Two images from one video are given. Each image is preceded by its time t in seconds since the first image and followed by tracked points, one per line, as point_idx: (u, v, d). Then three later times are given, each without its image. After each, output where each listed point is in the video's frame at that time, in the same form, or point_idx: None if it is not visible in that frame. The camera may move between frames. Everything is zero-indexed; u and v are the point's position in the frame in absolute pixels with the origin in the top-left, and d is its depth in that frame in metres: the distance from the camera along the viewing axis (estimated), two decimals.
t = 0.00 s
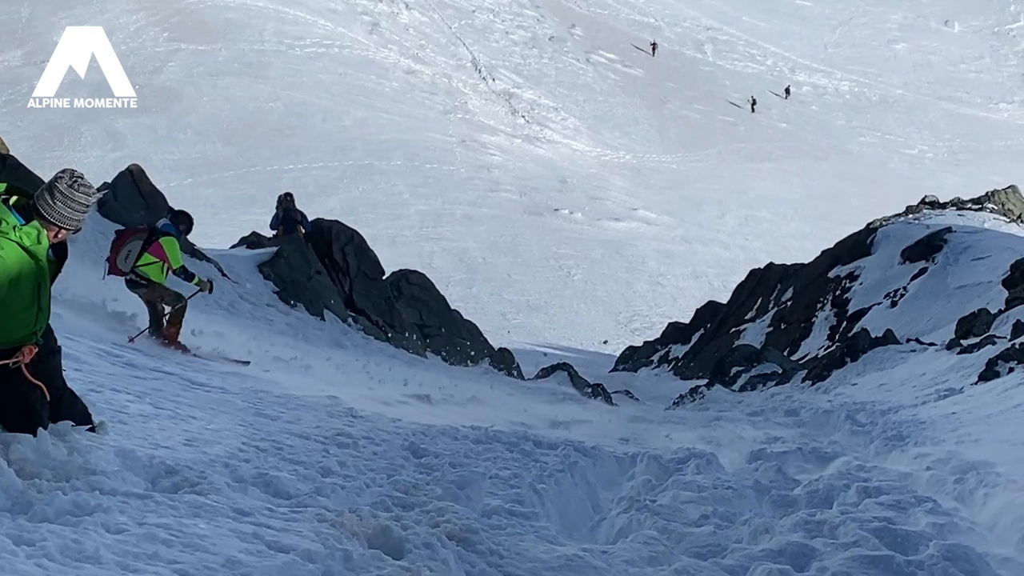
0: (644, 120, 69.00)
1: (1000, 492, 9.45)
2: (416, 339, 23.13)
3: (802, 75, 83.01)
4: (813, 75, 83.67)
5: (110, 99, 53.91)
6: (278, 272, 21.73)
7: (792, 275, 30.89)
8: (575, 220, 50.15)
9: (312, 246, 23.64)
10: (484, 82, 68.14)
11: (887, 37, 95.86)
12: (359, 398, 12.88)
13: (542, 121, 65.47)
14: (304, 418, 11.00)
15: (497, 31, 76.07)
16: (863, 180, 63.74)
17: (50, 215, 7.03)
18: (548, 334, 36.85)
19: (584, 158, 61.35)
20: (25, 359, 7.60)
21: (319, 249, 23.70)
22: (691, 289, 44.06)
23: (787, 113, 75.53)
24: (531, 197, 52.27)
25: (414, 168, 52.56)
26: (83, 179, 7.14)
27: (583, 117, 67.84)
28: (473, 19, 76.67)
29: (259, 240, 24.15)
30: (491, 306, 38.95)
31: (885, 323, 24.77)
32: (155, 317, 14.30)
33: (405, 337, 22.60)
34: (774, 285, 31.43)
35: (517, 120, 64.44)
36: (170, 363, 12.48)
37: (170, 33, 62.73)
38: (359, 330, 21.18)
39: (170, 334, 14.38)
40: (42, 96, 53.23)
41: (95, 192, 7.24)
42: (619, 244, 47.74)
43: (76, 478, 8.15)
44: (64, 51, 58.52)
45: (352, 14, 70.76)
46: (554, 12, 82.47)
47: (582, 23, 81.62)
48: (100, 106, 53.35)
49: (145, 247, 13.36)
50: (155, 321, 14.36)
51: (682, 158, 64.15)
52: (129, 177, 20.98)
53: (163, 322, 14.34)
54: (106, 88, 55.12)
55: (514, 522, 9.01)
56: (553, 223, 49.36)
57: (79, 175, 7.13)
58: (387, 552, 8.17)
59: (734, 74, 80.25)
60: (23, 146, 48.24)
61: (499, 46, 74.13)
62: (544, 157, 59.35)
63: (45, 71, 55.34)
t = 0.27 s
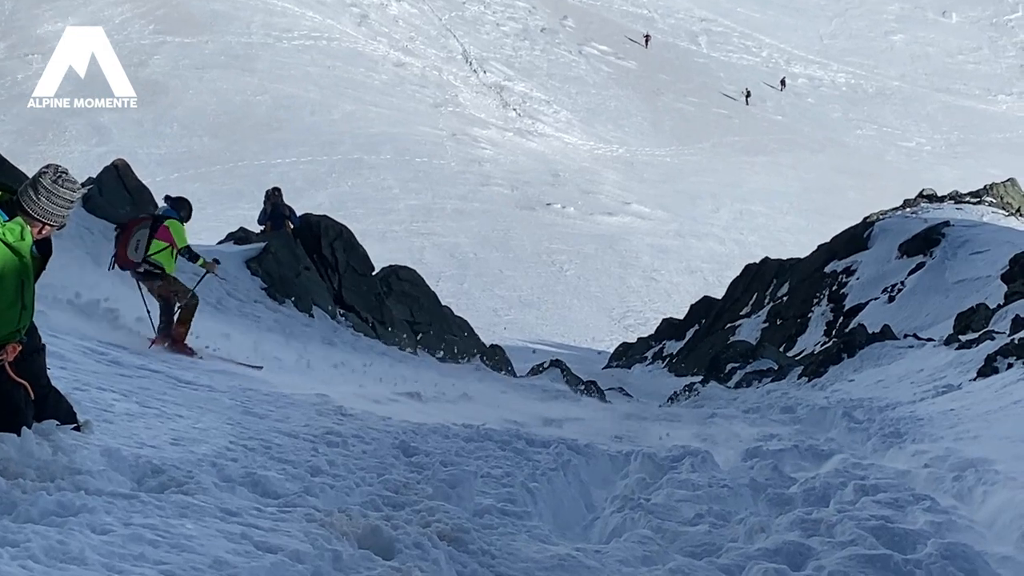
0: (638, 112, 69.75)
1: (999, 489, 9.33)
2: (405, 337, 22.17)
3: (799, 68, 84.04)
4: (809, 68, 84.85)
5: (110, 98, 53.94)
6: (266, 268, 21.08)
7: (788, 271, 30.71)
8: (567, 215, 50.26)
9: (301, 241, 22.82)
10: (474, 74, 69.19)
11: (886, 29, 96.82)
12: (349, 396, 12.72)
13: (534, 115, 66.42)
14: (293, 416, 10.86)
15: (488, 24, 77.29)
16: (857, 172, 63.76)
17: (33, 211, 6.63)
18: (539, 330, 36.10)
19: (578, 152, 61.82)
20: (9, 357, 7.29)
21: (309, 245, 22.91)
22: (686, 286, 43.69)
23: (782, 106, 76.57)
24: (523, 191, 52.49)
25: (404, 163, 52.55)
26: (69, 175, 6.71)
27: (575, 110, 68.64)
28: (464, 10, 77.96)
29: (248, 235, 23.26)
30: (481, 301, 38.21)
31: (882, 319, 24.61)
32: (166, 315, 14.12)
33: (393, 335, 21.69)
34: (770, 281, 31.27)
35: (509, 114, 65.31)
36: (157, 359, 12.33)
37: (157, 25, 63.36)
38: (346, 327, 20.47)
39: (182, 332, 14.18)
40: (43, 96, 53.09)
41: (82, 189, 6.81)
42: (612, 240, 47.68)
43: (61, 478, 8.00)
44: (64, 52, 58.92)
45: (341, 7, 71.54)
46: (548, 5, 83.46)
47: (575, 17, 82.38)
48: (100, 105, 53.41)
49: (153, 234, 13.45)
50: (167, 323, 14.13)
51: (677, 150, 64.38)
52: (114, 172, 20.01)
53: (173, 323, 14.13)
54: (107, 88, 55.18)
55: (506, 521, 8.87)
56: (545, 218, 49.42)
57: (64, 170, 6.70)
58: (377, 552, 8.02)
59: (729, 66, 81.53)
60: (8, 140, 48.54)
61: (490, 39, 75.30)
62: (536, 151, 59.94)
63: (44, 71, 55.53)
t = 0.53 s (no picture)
0: (630, 104, 70.74)
1: (996, 486, 9.21)
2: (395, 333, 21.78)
3: (793, 58, 84.57)
4: (804, 58, 85.35)
5: (110, 98, 53.69)
6: (252, 263, 20.34)
7: (782, 265, 30.53)
8: (558, 208, 51.30)
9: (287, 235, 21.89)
10: (464, 66, 69.94)
11: (880, 19, 97.12)
12: (338, 393, 12.56)
13: (524, 107, 67.25)
14: (280, 414, 10.71)
15: (477, 14, 77.96)
16: (850, 164, 65.69)
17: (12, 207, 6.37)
18: (531, 326, 36.57)
19: (569, 145, 63.15)
20: None
21: (294, 237, 22.00)
22: (678, 280, 44.29)
23: (775, 97, 76.79)
24: (514, 184, 53.58)
25: (392, 156, 53.65)
26: (50, 170, 6.52)
27: (566, 102, 69.44)
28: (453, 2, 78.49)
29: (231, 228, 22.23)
30: (472, 297, 38.79)
31: (878, 314, 24.48)
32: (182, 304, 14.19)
33: (383, 331, 21.28)
34: (764, 275, 31.09)
35: (499, 106, 66.26)
36: (144, 357, 12.16)
37: (140, 17, 63.84)
38: (337, 324, 20.03)
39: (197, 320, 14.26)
40: (43, 96, 52.44)
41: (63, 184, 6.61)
42: (605, 233, 48.81)
43: (43, 478, 7.81)
44: (65, 51, 58.17)
45: None
46: None
47: (566, 8, 83.58)
48: (101, 105, 53.07)
49: (164, 227, 13.17)
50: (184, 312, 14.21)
51: (671, 143, 65.97)
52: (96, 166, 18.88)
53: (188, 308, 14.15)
54: (106, 89, 54.78)
55: (496, 520, 8.73)
56: (536, 212, 50.35)
57: (45, 166, 6.51)
58: (366, 552, 7.87)
59: (721, 56, 82.18)
60: None
61: (479, 30, 75.91)
62: (526, 143, 60.95)
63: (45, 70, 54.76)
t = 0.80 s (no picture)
0: (624, 98, 71.45)
1: (997, 484, 9.09)
2: (385, 329, 21.52)
3: (789, 50, 84.75)
4: (800, 50, 85.40)
5: (110, 99, 53.90)
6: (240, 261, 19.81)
7: (779, 260, 30.32)
8: (551, 203, 53.02)
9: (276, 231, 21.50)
10: (455, 58, 70.38)
11: (878, 10, 97.22)
12: (329, 392, 12.40)
13: (517, 101, 67.92)
14: (269, 413, 10.56)
15: (471, 7, 77.69)
16: (849, 159, 66.88)
17: None
18: (524, 323, 37.25)
19: (562, 138, 64.38)
20: None
21: (283, 234, 21.62)
22: (674, 275, 45.85)
23: (771, 90, 77.35)
24: (507, 179, 55.21)
25: (382, 150, 54.89)
26: (34, 165, 6.29)
27: (559, 96, 70.07)
28: None
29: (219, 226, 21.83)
30: (464, 294, 39.87)
31: (876, 310, 24.32)
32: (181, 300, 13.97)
33: (374, 328, 20.98)
34: (761, 270, 30.87)
35: (492, 99, 66.93)
36: (133, 355, 12.00)
37: (125, 9, 63.96)
38: (328, 322, 19.73)
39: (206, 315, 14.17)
40: (43, 96, 52.26)
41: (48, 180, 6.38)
42: (598, 230, 50.36)
43: (28, 478, 7.64)
44: (65, 50, 57.94)
45: None
46: None
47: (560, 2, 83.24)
48: (101, 106, 53.24)
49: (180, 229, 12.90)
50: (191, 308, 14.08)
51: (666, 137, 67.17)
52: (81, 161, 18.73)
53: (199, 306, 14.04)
54: (107, 88, 55.00)
55: (489, 521, 8.59)
56: (529, 207, 52.04)
57: (30, 161, 6.28)
58: (357, 553, 7.73)
59: (717, 49, 82.27)
60: None
61: (470, 22, 75.68)
62: (519, 138, 62.11)
63: (46, 70, 54.60)
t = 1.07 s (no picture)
0: (617, 91, 72.12)
1: (997, 482, 8.97)
2: (376, 325, 21.04)
3: (785, 43, 85.22)
4: (796, 42, 85.71)
5: (111, 99, 54.66)
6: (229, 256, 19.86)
7: (775, 256, 30.16)
8: (544, 198, 53.74)
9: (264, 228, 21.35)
10: (447, 53, 71.36)
11: (876, 3, 97.43)
12: (321, 390, 12.27)
13: (508, 94, 68.91)
14: (259, 412, 10.44)
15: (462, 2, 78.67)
16: (847, 151, 67.35)
17: None
18: (517, 320, 37.40)
19: (556, 132, 65.18)
20: None
21: (272, 230, 21.47)
22: (670, 270, 46.13)
23: (767, 83, 77.48)
24: (499, 174, 56.25)
25: (374, 145, 55.88)
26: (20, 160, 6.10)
27: (552, 89, 70.98)
28: None
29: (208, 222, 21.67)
30: (456, 290, 40.30)
31: (873, 306, 24.22)
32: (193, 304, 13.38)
33: (364, 324, 20.51)
34: (757, 266, 30.75)
35: (484, 93, 68.09)
36: (122, 352, 11.87)
37: (112, 3, 65.04)
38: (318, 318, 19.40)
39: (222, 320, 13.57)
40: (43, 96, 53.00)
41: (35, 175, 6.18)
42: (594, 225, 50.90)
43: (14, 477, 7.52)
44: (64, 50, 58.93)
45: None
46: None
47: None
48: (100, 105, 54.18)
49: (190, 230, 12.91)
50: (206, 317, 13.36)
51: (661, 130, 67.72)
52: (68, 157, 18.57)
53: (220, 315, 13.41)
54: (107, 88, 55.89)
55: (482, 520, 8.47)
56: (522, 202, 52.72)
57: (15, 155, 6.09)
58: (348, 553, 7.61)
59: (712, 41, 82.64)
60: None
61: (461, 16, 76.85)
62: (511, 132, 63.18)
63: (46, 70, 55.51)
